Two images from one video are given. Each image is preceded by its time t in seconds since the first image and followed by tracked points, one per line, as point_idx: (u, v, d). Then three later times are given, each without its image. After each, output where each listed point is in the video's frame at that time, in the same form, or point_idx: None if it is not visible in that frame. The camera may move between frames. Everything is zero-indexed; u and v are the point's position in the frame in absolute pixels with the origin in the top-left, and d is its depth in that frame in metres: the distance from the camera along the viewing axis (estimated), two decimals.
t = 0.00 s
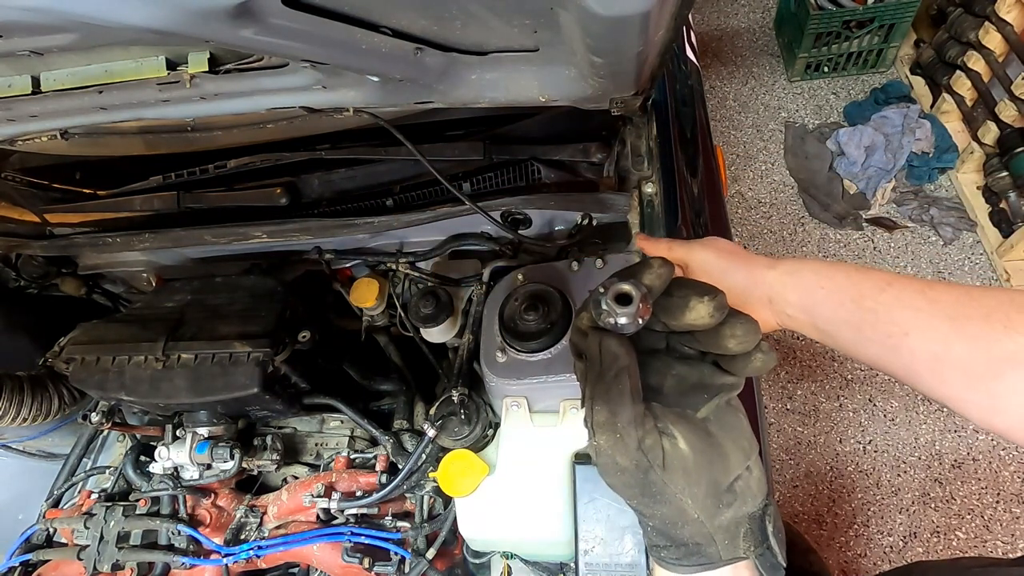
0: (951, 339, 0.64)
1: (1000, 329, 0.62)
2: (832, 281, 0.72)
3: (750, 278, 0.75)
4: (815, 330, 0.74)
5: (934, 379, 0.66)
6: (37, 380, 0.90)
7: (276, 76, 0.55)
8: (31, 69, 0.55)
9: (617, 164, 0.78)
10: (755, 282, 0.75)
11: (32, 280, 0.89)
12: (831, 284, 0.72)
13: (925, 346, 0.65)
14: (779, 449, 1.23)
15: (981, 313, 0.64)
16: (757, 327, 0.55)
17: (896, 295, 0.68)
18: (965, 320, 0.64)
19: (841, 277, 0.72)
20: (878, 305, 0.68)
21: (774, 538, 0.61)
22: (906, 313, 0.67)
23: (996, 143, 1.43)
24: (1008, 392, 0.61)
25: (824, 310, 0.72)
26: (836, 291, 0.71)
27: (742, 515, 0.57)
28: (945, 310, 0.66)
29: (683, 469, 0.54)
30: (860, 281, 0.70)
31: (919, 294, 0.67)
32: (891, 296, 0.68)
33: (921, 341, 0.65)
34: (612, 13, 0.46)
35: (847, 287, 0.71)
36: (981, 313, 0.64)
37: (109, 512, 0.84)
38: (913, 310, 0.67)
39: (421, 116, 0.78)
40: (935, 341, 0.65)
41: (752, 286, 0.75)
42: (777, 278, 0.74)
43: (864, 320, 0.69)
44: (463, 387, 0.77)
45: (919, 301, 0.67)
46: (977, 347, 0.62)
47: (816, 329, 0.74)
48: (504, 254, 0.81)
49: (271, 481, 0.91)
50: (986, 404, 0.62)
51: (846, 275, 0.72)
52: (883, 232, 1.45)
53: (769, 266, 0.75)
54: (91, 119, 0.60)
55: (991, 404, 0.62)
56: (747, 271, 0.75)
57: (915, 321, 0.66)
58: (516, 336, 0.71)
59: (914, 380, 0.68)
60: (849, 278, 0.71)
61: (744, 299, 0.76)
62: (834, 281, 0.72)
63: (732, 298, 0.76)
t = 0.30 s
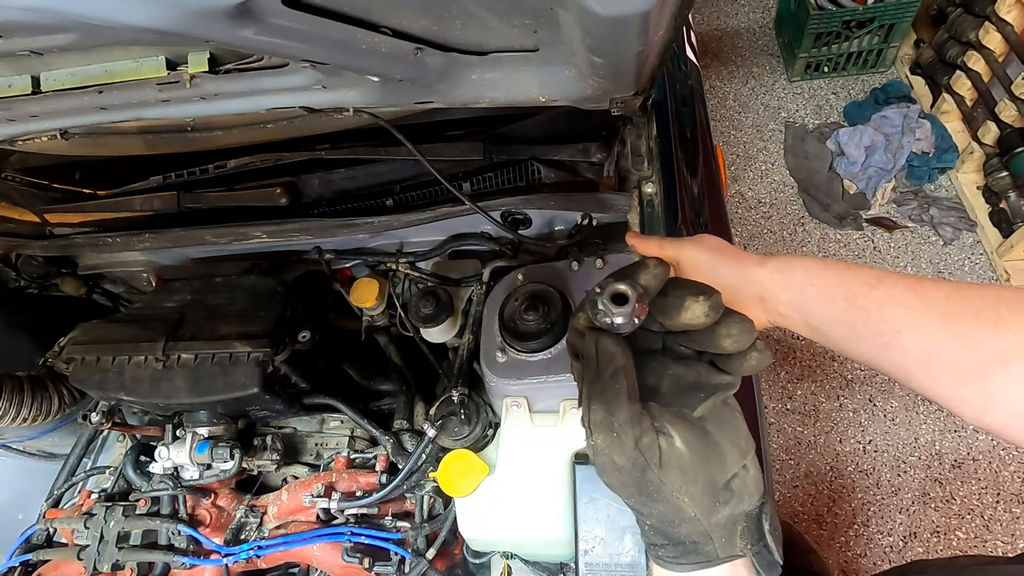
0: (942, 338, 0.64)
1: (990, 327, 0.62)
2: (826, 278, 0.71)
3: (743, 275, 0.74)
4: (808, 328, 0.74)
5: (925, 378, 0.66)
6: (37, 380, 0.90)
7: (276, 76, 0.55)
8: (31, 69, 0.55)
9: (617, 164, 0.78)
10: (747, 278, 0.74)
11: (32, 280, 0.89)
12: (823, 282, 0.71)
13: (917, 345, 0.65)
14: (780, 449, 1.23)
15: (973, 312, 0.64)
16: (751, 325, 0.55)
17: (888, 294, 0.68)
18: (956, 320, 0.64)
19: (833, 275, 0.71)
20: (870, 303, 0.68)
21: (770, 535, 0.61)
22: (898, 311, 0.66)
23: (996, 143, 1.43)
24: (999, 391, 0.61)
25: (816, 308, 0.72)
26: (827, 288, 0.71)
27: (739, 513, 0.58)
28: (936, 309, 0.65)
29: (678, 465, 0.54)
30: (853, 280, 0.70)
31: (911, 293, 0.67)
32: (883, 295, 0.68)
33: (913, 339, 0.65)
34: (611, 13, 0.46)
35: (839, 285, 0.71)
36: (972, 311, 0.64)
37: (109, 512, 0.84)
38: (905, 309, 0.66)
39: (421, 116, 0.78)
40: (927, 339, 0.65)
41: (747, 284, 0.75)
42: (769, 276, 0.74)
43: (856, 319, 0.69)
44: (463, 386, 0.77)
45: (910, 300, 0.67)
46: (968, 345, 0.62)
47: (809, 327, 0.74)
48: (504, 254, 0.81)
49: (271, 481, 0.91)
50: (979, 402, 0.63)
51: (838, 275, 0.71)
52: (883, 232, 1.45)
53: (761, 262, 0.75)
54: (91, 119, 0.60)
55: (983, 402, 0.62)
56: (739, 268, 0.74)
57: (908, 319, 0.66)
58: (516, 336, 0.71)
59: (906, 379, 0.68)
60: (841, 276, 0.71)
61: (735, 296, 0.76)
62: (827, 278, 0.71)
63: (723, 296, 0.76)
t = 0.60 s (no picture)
0: (936, 335, 0.63)
1: (985, 324, 0.61)
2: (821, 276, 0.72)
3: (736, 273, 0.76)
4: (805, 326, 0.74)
5: (920, 376, 0.65)
6: (37, 380, 0.90)
7: (276, 76, 0.55)
8: (31, 69, 0.55)
9: (617, 164, 0.78)
10: (741, 277, 0.76)
11: (32, 280, 0.89)
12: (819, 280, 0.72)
13: (910, 342, 0.65)
14: (779, 449, 1.23)
15: (969, 309, 0.63)
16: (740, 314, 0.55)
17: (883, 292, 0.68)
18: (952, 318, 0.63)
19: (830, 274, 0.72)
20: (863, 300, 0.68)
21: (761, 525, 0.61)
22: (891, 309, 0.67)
23: (996, 143, 1.43)
24: (993, 387, 0.60)
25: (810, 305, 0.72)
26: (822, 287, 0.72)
27: (728, 502, 0.58)
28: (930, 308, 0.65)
29: (669, 456, 0.55)
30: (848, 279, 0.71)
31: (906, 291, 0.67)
32: (879, 293, 0.68)
33: (906, 337, 0.65)
34: (611, 13, 0.46)
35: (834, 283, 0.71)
36: (967, 309, 0.63)
37: (109, 512, 0.84)
38: (899, 307, 0.66)
39: (421, 116, 0.78)
40: (920, 336, 0.64)
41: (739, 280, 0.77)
42: (763, 274, 0.76)
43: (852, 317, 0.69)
44: (463, 387, 0.77)
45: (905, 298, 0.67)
46: (962, 342, 0.62)
47: (802, 326, 0.75)
48: (504, 254, 0.81)
49: (271, 481, 0.91)
50: (973, 400, 0.61)
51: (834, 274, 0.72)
52: (883, 232, 1.45)
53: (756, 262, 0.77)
54: (91, 119, 0.60)
55: (978, 400, 0.61)
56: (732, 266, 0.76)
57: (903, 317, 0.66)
58: (516, 335, 0.71)
59: (902, 378, 0.68)
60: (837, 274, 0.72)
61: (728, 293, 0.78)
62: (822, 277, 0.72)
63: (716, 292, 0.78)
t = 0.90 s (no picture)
0: (938, 334, 0.63)
1: (989, 324, 0.62)
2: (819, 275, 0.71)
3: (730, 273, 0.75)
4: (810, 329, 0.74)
5: (921, 375, 0.66)
6: (37, 380, 0.90)
7: (276, 76, 0.55)
8: (31, 69, 0.55)
9: (617, 164, 0.78)
10: (740, 274, 0.75)
11: (32, 280, 0.89)
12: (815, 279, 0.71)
13: (913, 341, 0.65)
14: (779, 449, 1.23)
15: (973, 307, 0.63)
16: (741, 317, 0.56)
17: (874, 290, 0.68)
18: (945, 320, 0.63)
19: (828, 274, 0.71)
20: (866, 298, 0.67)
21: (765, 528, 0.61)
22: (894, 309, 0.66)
23: (996, 143, 1.43)
24: (996, 387, 0.61)
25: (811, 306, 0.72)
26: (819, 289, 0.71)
27: (732, 507, 0.57)
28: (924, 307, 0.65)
29: (671, 460, 0.55)
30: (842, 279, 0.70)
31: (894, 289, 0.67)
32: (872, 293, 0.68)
33: (909, 336, 0.65)
34: (612, 13, 0.46)
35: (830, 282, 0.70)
36: (970, 307, 0.63)
37: (109, 512, 0.84)
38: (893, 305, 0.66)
39: (421, 116, 0.78)
40: (923, 335, 0.64)
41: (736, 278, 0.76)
42: (762, 271, 0.75)
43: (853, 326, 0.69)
44: (463, 386, 0.77)
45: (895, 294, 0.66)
46: (966, 342, 0.62)
47: (801, 323, 0.74)
48: (504, 254, 0.81)
49: (271, 481, 0.91)
50: (974, 399, 0.62)
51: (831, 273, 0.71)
52: (883, 232, 1.45)
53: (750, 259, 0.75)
54: (91, 119, 0.60)
55: (980, 399, 0.62)
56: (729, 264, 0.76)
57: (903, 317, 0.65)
58: (516, 336, 0.71)
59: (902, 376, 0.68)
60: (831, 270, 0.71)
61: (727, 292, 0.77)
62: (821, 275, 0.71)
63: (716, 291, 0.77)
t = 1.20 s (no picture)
0: (962, 331, 0.53)
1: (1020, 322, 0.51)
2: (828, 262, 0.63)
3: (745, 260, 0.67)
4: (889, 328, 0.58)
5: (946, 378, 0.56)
6: (37, 380, 0.90)
7: (276, 76, 0.55)
8: (31, 69, 0.55)
9: (617, 164, 0.78)
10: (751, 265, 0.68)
11: (32, 280, 0.89)
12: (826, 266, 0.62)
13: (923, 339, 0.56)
14: (779, 449, 1.23)
15: None
16: (746, 321, 0.55)
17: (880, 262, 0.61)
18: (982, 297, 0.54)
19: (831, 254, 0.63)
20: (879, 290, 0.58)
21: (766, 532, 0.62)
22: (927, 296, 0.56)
23: (996, 143, 1.43)
24: None
25: (874, 305, 0.58)
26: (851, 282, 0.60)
27: (735, 512, 0.58)
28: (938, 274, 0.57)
29: (675, 465, 0.55)
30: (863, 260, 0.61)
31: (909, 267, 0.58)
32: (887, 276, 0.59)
33: (932, 336, 0.55)
34: (612, 13, 0.46)
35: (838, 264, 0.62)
36: None
37: (109, 512, 0.84)
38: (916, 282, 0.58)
39: (421, 116, 0.78)
40: (947, 336, 0.54)
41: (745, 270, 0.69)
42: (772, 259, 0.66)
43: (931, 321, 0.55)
44: (463, 386, 0.77)
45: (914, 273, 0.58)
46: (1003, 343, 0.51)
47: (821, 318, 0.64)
48: (504, 254, 0.81)
49: (271, 481, 0.91)
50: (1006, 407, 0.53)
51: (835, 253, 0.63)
52: (883, 232, 1.45)
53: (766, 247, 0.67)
54: (91, 119, 0.60)
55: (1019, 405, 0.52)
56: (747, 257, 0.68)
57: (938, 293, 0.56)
58: (516, 336, 0.71)
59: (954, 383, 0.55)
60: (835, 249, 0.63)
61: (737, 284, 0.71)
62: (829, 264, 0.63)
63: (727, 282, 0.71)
